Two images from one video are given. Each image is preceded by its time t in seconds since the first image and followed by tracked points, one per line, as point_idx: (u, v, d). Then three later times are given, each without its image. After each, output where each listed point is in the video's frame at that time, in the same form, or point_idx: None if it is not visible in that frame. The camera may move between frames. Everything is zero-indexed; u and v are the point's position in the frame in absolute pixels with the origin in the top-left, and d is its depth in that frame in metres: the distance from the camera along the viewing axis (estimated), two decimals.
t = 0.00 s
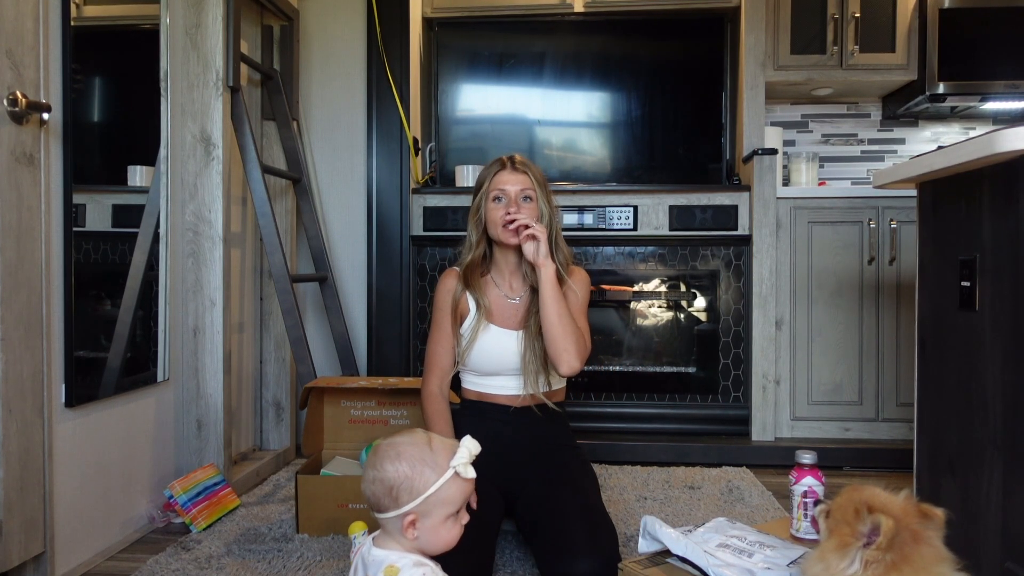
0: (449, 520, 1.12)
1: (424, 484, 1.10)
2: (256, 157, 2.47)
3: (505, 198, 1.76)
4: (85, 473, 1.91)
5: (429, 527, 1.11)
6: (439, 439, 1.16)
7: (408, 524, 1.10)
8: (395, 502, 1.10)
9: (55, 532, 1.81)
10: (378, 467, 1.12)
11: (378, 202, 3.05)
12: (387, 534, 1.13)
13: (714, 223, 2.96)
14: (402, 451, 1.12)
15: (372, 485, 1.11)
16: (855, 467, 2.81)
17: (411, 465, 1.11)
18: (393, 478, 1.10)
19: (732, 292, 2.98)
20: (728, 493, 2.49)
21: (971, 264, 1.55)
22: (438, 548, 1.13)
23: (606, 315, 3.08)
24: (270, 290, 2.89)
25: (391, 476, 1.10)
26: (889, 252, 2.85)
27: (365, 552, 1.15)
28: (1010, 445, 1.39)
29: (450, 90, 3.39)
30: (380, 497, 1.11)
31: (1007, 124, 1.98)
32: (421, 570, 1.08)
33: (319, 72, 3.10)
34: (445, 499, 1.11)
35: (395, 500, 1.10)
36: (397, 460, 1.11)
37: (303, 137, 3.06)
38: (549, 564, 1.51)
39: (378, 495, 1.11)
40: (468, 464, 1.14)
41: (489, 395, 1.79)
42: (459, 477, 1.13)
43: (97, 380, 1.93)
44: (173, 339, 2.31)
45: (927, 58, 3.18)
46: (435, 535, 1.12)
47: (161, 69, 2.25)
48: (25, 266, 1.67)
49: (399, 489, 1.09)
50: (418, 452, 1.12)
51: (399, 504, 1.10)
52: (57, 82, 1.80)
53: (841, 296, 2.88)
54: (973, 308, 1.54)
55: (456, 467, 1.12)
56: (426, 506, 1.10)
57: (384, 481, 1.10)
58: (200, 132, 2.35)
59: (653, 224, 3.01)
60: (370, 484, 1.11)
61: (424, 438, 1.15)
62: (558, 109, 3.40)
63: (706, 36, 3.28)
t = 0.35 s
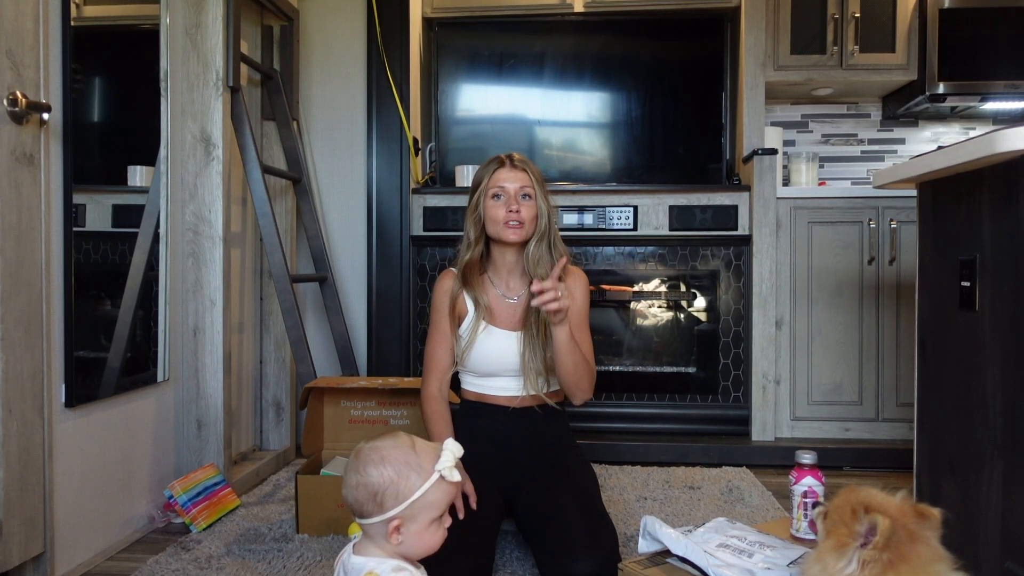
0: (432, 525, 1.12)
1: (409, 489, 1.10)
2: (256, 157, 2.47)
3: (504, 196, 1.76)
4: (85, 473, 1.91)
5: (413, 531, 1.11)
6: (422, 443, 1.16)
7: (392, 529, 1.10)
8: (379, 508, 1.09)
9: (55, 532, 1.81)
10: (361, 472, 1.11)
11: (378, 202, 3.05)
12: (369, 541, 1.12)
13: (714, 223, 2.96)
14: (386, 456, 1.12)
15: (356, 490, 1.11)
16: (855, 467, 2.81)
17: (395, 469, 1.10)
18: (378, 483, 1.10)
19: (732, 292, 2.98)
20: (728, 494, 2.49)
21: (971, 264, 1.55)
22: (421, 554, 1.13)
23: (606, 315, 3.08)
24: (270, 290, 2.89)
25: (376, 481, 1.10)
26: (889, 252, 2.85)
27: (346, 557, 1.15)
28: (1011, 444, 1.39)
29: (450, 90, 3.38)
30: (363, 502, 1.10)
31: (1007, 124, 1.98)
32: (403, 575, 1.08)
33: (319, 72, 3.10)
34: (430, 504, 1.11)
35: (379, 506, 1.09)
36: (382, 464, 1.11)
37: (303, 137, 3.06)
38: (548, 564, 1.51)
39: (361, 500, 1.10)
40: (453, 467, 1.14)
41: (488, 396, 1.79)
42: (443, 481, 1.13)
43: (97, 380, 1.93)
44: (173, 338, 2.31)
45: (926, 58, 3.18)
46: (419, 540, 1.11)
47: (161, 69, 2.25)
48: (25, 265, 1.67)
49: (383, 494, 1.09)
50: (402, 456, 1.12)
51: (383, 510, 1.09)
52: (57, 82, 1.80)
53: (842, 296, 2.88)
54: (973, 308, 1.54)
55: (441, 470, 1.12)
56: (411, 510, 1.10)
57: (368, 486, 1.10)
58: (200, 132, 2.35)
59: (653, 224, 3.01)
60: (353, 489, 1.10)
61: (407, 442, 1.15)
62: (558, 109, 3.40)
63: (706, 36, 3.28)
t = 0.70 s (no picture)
0: (427, 527, 1.12)
1: (403, 490, 1.10)
2: (256, 157, 2.47)
3: (502, 194, 1.76)
4: (85, 472, 1.91)
5: (408, 533, 1.11)
6: (414, 443, 1.16)
7: (387, 531, 1.09)
8: (374, 509, 1.09)
9: (55, 532, 1.81)
10: (355, 474, 1.11)
11: (378, 201, 3.05)
12: (364, 542, 1.12)
13: (714, 223, 2.96)
14: (379, 457, 1.12)
15: (350, 492, 1.10)
16: (855, 467, 2.81)
17: (389, 471, 1.10)
18: (372, 485, 1.09)
19: (732, 292, 2.98)
20: (728, 494, 2.49)
21: (971, 264, 1.55)
22: (415, 555, 1.13)
23: (606, 314, 3.08)
24: (270, 290, 2.89)
25: (370, 482, 1.09)
26: (888, 251, 2.85)
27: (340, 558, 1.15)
28: (1010, 445, 1.39)
29: (449, 90, 3.38)
30: (357, 505, 1.10)
31: (1007, 124, 1.97)
32: None
33: (319, 72, 3.10)
34: (424, 504, 1.12)
35: (374, 507, 1.09)
36: (376, 466, 1.11)
37: (302, 137, 3.06)
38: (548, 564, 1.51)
39: (355, 503, 1.10)
40: (447, 467, 1.14)
41: (488, 398, 1.80)
42: (437, 481, 1.13)
43: (97, 380, 1.94)
44: (173, 338, 2.31)
45: (927, 58, 3.18)
46: (414, 541, 1.11)
47: (161, 69, 2.25)
48: (25, 265, 1.67)
49: (378, 496, 1.09)
50: (396, 457, 1.12)
51: (378, 512, 1.09)
52: (57, 82, 1.80)
53: (842, 295, 2.88)
54: (973, 308, 1.54)
55: (435, 471, 1.13)
56: (405, 512, 1.10)
57: (362, 488, 1.09)
58: (200, 132, 2.35)
59: (653, 224, 3.01)
60: (347, 492, 1.10)
61: (400, 443, 1.15)
62: (557, 109, 3.40)
63: (706, 36, 3.29)
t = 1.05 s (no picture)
0: (431, 527, 1.13)
1: (408, 490, 1.10)
2: (256, 157, 2.47)
3: (503, 197, 1.76)
4: (85, 472, 1.91)
5: (413, 533, 1.11)
6: (417, 443, 1.16)
7: (393, 532, 1.09)
8: (379, 510, 1.09)
9: (55, 532, 1.81)
10: (359, 475, 1.11)
11: (378, 201, 3.05)
12: (368, 543, 1.12)
13: (714, 223, 2.96)
14: (383, 458, 1.12)
15: (354, 493, 1.10)
16: (855, 467, 2.81)
17: (394, 471, 1.11)
18: (377, 486, 1.09)
19: (732, 291, 2.98)
20: (728, 493, 2.49)
21: (971, 264, 1.55)
22: (420, 555, 1.13)
23: (606, 314, 3.08)
24: (270, 290, 2.89)
25: (374, 484, 1.09)
26: (889, 251, 2.85)
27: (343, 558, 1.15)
28: (1011, 445, 1.38)
29: (449, 90, 3.38)
30: (362, 506, 1.10)
31: (1007, 124, 1.97)
32: None
33: (319, 72, 3.10)
34: (429, 505, 1.12)
35: (378, 508, 1.09)
36: (380, 467, 1.11)
37: (302, 137, 3.06)
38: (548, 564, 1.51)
39: (359, 504, 1.10)
40: (452, 467, 1.14)
41: (488, 398, 1.80)
42: (442, 481, 1.14)
43: (97, 380, 1.93)
44: (173, 338, 2.31)
45: (927, 58, 3.18)
46: (418, 541, 1.12)
47: (161, 68, 2.25)
48: (25, 264, 1.67)
49: (383, 497, 1.09)
50: (400, 458, 1.12)
51: (383, 512, 1.09)
52: (57, 82, 1.80)
53: (842, 295, 2.88)
54: (974, 308, 1.54)
55: (440, 471, 1.13)
56: (410, 512, 1.10)
57: (367, 489, 1.09)
58: (200, 132, 2.35)
59: (653, 224, 3.01)
60: (352, 493, 1.10)
61: (403, 443, 1.15)
62: (557, 109, 3.40)
63: (706, 36, 3.28)
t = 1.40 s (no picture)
0: (452, 523, 1.13)
1: (435, 486, 1.11)
2: (256, 157, 2.47)
3: (502, 199, 1.76)
4: (85, 473, 1.91)
5: (435, 529, 1.11)
6: (439, 440, 1.17)
7: (417, 528, 1.10)
8: (406, 507, 1.09)
9: (55, 532, 1.81)
10: (386, 472, 1.10)
11: (378, 201, 3.05)
12: (387, 538, 1.11)
13: (714, 223, 2.96)
14: (410, 454, 1.12)
15: (380, 489, 1.10)
16: (854, 467, 2.81)
17: (421, 468, 1.11)
18: (405, 481, 1.09)
19: (732, 292, 2.98)
20: (728, 494, 2.49)
21: (971, 264, 1.55)
22: (438, 551, 1.13)
23: (606, 314, 3.08)
24: (270, 290, 2.89)
25: (403, 480, 1.09)
26: (889, 252, 2.85)
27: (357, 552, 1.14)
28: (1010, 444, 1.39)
29: (450, 90, 3.38)
30: (388, 502, 1.09)
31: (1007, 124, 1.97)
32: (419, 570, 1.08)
33: (318, 72, 3.10)
34: (453, 500, 1.13)
35: (405, 504, 1.09)
36: (407, 463, 1.11)
37: (302, 137, 3.06)
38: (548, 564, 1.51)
39: (386, 500, 1.09)
40: (473, 464, 1.16)
41: (488, 398, 1.80)
42: (464, 477, 1.15)
43: (97, 380, 1.93)
44: (173, 338, 2.31)
45: (926, 58, 3.18)
46: (439, 537, 1.12)
47: (161, 68, 2.25)
48: (25, 264, 1.67)
49: (411, 493, 1.09)
50: (426, 454, 1.13)
51: (410, 508, 1.09)
52: (57, 82, 1.80)
53: (842, 295, 2.88)
54: (973, 308, 1.54)
55: (463, 467, 1.14)
56: (436, 508, 1.11)
57: (395, 485, 1.09)
58: (200, 132, 2.35)
59: (653, 224, 3.01)
60: (378, 489, 1.09)
61: (426, 440, 1.16)
62: (557, 109, 3.40)
63: (706, 36, 3.28)
